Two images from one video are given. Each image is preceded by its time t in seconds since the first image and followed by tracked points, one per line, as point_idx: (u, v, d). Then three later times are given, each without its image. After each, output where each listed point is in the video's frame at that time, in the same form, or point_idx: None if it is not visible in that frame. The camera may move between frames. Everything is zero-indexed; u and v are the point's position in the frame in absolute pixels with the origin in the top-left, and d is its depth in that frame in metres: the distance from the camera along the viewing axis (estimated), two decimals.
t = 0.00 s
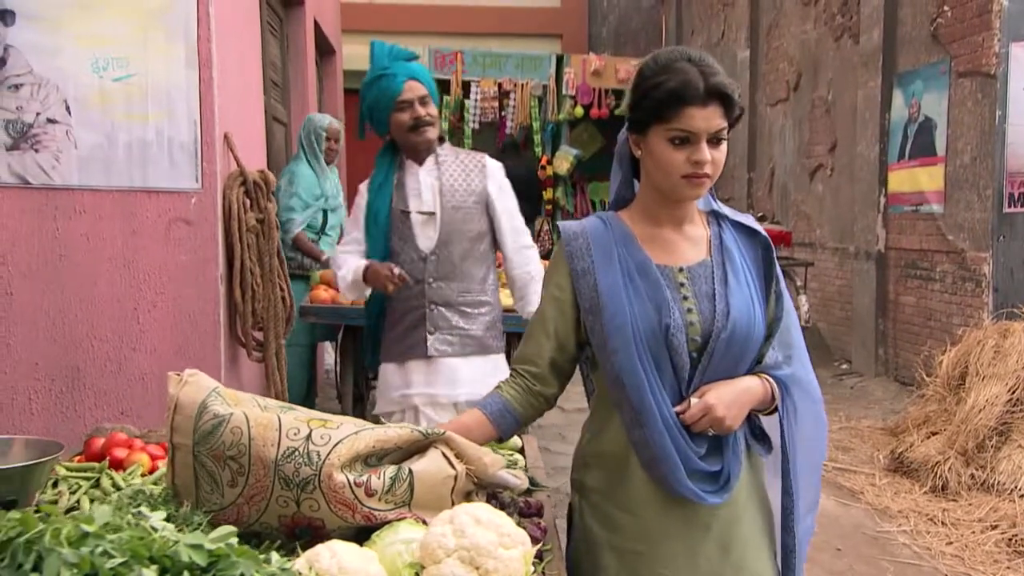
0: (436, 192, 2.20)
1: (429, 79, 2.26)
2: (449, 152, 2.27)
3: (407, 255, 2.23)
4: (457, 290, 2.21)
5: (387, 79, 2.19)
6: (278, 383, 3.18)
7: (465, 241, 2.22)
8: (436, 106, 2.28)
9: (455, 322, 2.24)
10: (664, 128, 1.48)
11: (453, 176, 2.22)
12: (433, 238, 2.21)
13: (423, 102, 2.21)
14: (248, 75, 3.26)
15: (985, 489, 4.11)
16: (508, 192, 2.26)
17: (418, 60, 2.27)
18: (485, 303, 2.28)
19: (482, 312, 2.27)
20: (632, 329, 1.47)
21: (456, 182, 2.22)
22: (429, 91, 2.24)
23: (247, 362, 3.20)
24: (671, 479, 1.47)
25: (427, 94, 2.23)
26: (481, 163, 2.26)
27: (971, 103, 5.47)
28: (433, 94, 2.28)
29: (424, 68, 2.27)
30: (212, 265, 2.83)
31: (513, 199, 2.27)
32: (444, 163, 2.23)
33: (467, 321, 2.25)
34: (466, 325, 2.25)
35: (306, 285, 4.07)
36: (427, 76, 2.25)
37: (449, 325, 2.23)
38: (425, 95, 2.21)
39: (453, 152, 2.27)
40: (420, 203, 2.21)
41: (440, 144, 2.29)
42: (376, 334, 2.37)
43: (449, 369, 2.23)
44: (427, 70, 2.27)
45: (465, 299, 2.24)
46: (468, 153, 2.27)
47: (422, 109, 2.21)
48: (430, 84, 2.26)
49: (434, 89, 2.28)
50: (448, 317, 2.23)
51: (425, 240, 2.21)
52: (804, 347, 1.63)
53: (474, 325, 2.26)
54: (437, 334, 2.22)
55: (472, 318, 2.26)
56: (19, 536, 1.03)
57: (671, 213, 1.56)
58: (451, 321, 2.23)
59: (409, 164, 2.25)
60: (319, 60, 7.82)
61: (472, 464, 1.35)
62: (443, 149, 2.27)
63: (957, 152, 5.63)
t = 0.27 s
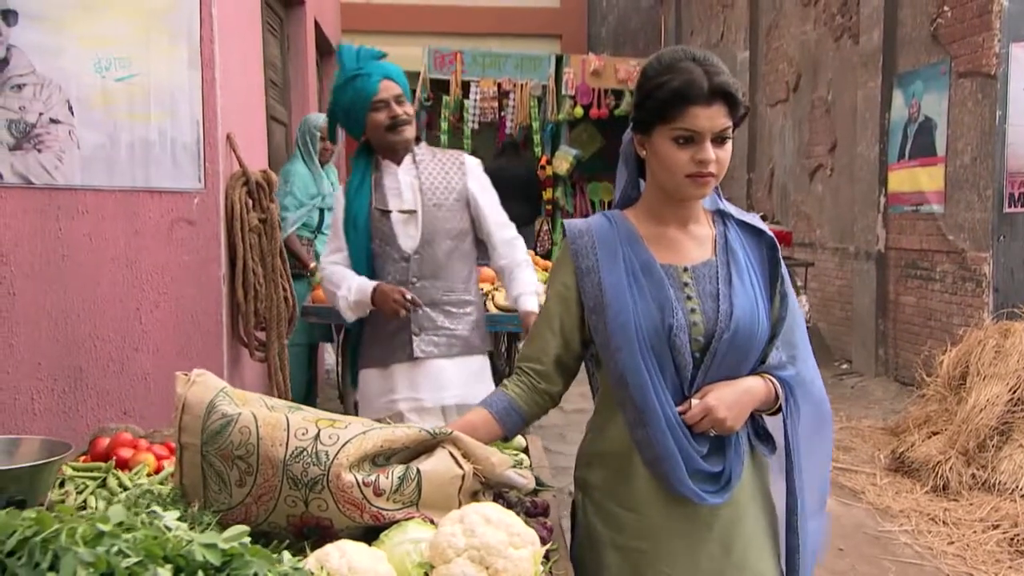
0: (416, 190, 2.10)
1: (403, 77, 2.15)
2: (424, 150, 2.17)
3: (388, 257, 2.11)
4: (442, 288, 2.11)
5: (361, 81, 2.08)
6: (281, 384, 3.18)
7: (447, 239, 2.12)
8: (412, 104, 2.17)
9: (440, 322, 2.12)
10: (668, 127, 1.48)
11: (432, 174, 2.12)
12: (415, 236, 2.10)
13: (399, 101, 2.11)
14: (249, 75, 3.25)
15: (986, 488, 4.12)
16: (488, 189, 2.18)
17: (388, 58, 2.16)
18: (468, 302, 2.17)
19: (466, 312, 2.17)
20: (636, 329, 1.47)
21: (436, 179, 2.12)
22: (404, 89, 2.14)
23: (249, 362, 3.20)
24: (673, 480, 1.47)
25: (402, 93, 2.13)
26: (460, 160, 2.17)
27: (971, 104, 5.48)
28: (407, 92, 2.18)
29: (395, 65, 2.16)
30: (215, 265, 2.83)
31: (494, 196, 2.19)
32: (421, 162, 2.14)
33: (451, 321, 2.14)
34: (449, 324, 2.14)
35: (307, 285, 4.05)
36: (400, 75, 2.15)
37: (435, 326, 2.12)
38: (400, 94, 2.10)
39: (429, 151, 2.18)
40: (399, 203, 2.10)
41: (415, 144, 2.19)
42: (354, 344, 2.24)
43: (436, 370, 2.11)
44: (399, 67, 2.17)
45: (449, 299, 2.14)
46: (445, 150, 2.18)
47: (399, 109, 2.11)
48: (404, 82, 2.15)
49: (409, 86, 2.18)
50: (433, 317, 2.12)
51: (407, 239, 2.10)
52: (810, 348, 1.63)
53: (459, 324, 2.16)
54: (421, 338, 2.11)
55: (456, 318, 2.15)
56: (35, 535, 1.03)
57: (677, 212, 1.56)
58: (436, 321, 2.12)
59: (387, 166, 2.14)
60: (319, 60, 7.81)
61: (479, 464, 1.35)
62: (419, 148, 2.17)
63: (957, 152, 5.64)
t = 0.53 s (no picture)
0: (408, 193, 2.09)
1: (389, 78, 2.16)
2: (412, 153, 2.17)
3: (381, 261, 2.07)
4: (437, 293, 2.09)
5: (348, 82, 2.08)
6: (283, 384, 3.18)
7: (440, 242, 2.10)
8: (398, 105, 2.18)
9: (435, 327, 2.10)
10: (672, 129, 1.48)
11: (423, 177, 2.12)
12: (408, 240, 2.07)
13: (388, 103, 2.12)
14: (252, 75, 3.25)
15: (987, 489, 4.13)
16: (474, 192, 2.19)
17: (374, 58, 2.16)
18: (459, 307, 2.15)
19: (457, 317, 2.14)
20: (639, 329, 1.48)
21: (426, 182, 2.11)
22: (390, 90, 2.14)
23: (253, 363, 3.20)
24: (674, 480, 1.47)
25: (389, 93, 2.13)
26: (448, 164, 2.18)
27: (971, 105, 5.49)
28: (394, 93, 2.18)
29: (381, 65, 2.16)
30: (218, 263, 2.82)
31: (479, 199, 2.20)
32: (411, 165, 2.13)
33: (444, 325, 2.12)
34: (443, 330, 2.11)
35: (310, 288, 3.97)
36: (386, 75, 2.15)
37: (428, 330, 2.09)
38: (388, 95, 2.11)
39: (419, 153, 2.17)
40: (392, 205, 2.08)
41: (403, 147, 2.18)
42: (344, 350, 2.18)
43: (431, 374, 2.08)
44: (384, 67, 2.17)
45: (444, 305, 2.11)
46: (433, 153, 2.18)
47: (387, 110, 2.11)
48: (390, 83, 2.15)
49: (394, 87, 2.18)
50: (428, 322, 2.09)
51: (399, 243, 2.07)
52: (817, 349, 1.62)
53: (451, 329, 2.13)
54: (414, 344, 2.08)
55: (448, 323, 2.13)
56: (54, 536, 1.04)
57: (680, 213, 1.57)
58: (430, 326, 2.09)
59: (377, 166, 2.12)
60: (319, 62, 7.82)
61: (487, 464, 1.35)
62: (409, 151, 2.17)
63: (957, 153, 5.64)
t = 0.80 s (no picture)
0: (409, 196, 2.08)
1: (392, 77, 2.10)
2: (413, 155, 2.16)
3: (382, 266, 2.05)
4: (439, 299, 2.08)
5: (352, 81, 2.02)
6: (285, 385, 3.17)
7: (440, 246, 2.10)
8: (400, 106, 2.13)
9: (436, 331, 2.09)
10: (675, 130, 1.48)
11: (425, 180, 2.11)
12: (410, 245, 2.06)
13: (391, 104, 2.06)
14: (252, 75, 3.23)
15: (987, 489, 4.13)
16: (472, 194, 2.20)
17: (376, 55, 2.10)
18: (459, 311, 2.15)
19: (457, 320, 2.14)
20: (643, 329, 1.48)
21: (428, 185, 2.11)
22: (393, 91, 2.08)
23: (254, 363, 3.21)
24: (679, 480, 1.48)
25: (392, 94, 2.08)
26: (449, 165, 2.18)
27: (970, 105, 5.50)
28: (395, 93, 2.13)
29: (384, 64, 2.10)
30: (221, 266, 2.84)
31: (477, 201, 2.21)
32: (412, 168, 2.12)
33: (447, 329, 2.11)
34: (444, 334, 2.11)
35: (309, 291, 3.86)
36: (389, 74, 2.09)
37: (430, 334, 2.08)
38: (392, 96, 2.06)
39: (419, 154, 2.17)
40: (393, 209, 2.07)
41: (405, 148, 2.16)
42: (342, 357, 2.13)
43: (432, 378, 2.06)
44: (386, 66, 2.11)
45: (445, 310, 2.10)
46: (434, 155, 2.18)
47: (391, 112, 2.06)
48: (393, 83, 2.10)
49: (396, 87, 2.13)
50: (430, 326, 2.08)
51: (401, 247, 2.06)
52: (819, 349, 1.63)
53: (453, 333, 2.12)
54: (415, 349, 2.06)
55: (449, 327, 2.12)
56: (73, 535, 1.05)
57: (682, 214, 1.57)
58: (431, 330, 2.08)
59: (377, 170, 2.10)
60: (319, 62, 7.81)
61: (495, 465, 1.36)
62: (410, 153, 2.15)
63: (956, 154, 5.65)
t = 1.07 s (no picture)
0: (417, 199, 2.07)
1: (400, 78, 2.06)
2: (424, 158, 2.14)
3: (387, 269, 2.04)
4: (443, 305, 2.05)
5: (356, 82, 1.99)
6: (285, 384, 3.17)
7: (448, 250, 2.08)
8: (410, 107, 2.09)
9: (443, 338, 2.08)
10: (675, 132, 1.49)
11: (434, 183, 2.09)
12: (415, 248, 2.04)
13: (396, 105, 2.03)
14: (252, 74, 3.22)
15: (984, 488, 4.14)
16: (487, 198, 2.16)
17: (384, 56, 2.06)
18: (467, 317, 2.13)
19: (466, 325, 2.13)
20: (645, 328, 1.48)
21: (437, 189, 2.09)
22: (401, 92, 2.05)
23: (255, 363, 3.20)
24: (682, 479, 1.48)
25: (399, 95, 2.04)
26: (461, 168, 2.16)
27: (969, 105, 5.51)
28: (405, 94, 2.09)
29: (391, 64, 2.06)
30: (221, 267, 2.84)
31: (493, 205, 2.17)
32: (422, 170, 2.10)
33: (453, 336, 2.10)
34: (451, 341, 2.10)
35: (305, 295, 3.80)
36: (397, 75, 2.06)
37: (436, 341, 2.07)
38: (399, 97, 2.02)
39: (430, 157, 2.15)
40: (399, 212, 2.05)
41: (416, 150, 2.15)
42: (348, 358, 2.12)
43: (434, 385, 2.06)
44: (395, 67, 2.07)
45: (450, 315, 2.09)
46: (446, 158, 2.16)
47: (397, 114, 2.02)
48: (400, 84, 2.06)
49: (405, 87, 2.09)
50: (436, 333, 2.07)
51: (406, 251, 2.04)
52: (818, 348, 1.63)
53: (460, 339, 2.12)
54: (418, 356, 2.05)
55: (456, 333, 2.11)
56: (86, 534, 1.04)
57: (683, 214, 1.57)
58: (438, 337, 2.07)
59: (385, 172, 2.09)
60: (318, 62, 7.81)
61: (500, 463, 1.37)
62: (421, 155, 2.14)
63: (955, 154, 5.66)
